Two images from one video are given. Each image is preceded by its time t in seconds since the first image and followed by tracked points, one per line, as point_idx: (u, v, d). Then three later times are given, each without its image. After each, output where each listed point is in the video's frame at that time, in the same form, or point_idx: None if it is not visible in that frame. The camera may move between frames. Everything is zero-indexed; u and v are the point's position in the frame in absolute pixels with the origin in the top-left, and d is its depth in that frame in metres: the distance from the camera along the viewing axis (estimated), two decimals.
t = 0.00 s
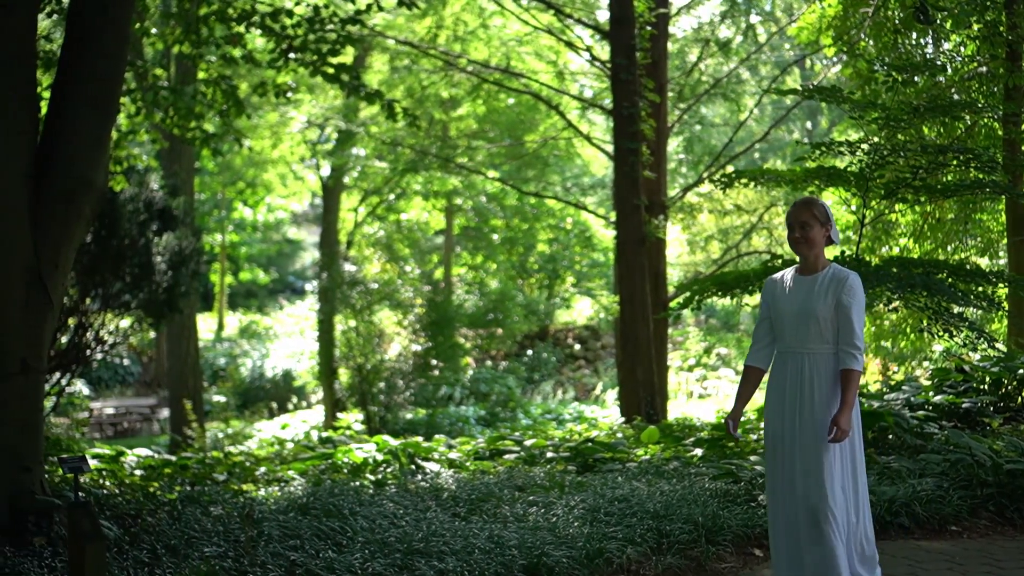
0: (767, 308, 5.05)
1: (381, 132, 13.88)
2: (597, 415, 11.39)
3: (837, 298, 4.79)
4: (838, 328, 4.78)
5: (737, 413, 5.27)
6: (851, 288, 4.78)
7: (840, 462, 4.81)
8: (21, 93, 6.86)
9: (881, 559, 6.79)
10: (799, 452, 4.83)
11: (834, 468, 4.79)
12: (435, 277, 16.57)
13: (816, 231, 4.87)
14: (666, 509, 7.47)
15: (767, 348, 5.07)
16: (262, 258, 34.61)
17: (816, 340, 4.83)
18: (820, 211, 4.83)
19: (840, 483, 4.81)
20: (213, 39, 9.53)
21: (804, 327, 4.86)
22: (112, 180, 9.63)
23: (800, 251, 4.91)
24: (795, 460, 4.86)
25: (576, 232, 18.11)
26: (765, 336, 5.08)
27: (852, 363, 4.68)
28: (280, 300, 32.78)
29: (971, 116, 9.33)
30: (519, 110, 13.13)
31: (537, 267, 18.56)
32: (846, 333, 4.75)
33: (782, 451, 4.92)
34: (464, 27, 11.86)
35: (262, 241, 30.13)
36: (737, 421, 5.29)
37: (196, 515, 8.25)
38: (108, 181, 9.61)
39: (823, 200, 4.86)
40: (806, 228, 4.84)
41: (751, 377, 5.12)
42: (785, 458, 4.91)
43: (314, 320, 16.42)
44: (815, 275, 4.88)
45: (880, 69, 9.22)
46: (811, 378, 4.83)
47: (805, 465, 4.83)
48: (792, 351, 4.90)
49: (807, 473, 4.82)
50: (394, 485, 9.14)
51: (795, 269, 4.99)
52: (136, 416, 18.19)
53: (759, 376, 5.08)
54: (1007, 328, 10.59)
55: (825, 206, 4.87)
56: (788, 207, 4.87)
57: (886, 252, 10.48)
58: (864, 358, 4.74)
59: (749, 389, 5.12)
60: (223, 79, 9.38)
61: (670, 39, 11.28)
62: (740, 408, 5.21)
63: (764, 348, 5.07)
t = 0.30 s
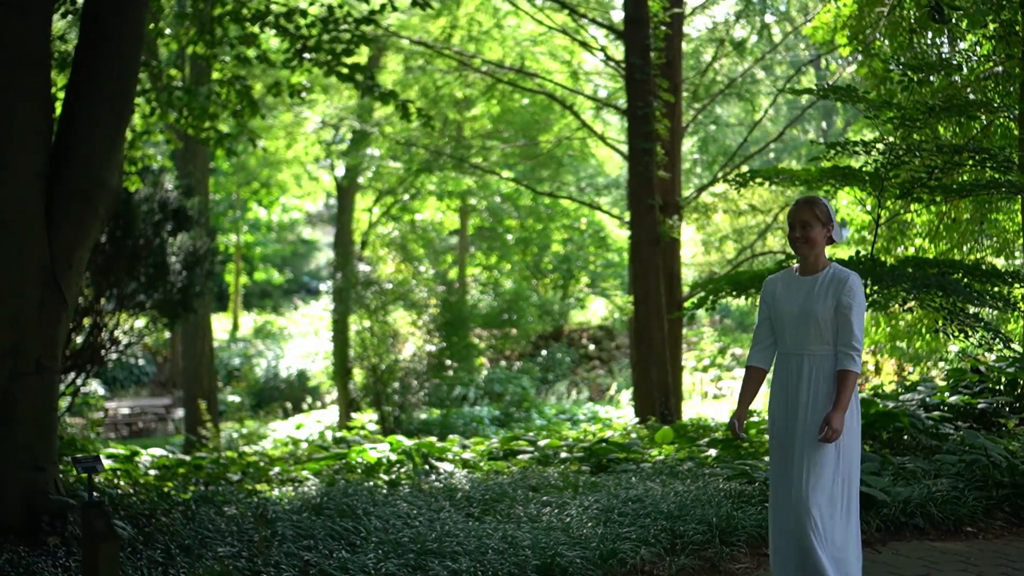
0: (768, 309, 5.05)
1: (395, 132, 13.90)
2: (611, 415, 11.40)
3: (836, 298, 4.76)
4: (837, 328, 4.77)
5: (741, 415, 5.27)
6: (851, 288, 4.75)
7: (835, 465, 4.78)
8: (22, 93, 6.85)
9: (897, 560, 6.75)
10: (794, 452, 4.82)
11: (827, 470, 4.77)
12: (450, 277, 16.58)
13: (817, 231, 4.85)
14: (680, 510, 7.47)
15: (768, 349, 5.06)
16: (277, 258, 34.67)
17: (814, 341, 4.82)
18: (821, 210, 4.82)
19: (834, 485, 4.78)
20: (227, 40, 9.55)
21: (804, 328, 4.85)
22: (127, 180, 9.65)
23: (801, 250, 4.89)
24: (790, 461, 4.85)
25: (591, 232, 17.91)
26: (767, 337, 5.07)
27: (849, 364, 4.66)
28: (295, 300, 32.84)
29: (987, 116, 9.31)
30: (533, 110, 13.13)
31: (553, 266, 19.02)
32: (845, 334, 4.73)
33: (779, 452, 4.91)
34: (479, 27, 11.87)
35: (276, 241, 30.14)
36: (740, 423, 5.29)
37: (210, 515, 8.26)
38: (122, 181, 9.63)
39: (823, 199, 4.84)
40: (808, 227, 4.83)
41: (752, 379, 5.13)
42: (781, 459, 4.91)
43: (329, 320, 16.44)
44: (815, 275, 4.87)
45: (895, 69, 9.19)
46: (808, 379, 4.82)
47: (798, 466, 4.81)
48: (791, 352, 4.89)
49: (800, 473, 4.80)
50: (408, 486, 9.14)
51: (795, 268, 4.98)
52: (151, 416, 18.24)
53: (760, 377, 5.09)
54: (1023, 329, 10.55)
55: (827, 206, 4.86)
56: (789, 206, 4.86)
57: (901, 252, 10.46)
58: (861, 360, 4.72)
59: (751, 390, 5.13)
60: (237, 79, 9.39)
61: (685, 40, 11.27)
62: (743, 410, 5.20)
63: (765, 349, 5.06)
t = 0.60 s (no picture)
0: (769, 311, 5.09)
1: (408, 132, 13.92)
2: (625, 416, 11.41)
3: (836, 302, 4.80)
4: (838, 334, 4.81)
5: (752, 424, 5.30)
6: (851, 292, 4.79)
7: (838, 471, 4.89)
8: (29, 94, 6.84)
9: (912, 561, 6.74)
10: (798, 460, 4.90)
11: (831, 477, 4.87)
12: (464, 277, 16.60)
13: (818, 233, 4.88)
14: (694, 510, 7.47)
15: (770, 354, 5.11)
16: (292, 258, 34.74)
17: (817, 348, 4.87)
18: (822, 212, 4.85)
19: (836, 491, 4.89)
20: (241, 40, 9.57)
21: (805, 333, 4.90)
22: (140, 181, 9.69)
23: (801, 252, 4.93)
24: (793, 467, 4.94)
25: (604, 232, 17.87)
26: (768, 340, 5.12)
27: (850, 372, 4.71)
28: (309, 300, 32.88)
29: (1002, 116, 9.25)
30: (547, 110, 13.13)
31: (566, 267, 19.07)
32: (845, 339, 4.78)
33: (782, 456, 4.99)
34: (492, 28, 11.88)
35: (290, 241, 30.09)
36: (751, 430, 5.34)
37: (224, 515, 8.28)
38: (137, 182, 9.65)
39: (825, 201, 4.87)
40: (809, 229, 4.87)
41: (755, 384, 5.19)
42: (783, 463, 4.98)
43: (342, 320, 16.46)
44: (816, 278, 4.91)
45: (909, 69, 9.18)
46: (812, 386, 4.88)
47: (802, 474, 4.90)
48: (793, 357, 4.95)
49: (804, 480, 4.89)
50: (421, 485, 9.15)
51: (796, 270, 5.01)
52: (165, 416, 18.29)
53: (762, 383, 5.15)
54: None
55: (828, 207, 4.89)
56: (791, 207, 4.90)
57: (916, 252, 10.41)
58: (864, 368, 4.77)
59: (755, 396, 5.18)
60: (251, 80, 9.41)
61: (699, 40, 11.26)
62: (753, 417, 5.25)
63: (767, 353, 5.12)
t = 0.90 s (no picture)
0: (767, 314, 5.07)
1: (422, 132, 13.93)
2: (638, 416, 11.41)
3: (837, 307, 4.79)
4: (839, 339, 4.81)
5: (755, 431, 5.29)
6: (850, 297, 4.77)
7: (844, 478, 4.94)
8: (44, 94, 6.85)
9: (925, 561, 6.72)
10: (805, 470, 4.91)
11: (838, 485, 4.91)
12: (477, 277, 16.62)
13: (819, 235, 4.87)
14: (707, 510, 7.46)
15: (770, 358, 5.10)
16: (305, 258, 34.79)
17: (819, 354, 4.86)
18: (824, 213, 4.84)
19: (841, 498, 4.94)
20: (254, 40, 9.58)
21: (806, 338, 4.88)
22: (153, 180, 9.70)
23: (802, 255, 4.91)
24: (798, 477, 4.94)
25: (619, 232, 17.91)
26: (767, 344, 5.10)
27: (853, 379, 4.71)
28: (323, 299, 32.92)
29: (1017, 115, 9.20)
30: (561, 110, 13.12)
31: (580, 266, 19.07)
32: (846, 345, 4.77)
33: (785, 465, 4.99)
34: (506, 27, 11.85)
35: (304, 242, 30.11)
36: (756, 439, 5.32)
37: (237, 514, 8.29)
38: (149, 181, 9.66)
39: (825, 202, 4.85)
40: (809, 232, 4.86)
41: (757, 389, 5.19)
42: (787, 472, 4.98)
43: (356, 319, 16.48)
44: (815, 281, 4.89)
45: (924, 68, 9.15)
46: (815, 393, 4.87)
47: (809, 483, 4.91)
48: (792, 362, 4.94)
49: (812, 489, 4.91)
50: (434, 485, 9.14)
51: (796, 273, 5.00)
52: (179, 415, 18.32)
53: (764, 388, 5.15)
54: None
55: (830, 209, 4.88)
56: (793, 209, 4.89)
57: (931, 252, 10.37)
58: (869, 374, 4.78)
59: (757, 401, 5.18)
60: (264, 79, 9.41)
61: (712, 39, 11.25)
62: (756, 424, 5.23)
63: (766, 357, 5.12)
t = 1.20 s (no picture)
0: (767, 316, 5.08)
1: (435, 131, 13.93)
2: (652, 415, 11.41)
3: (835, 307, 4.80)
4: (837, 339, 4.81)
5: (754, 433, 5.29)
6: (850, 297, 4.79)
7: (842, 484, 4.90)
8: (61, 96, 6.83)
9: (940, 561, 6.72)
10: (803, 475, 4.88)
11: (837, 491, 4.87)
12: (491, 277, 16.63)
13: (821, 235, 4.89)
14: (720, 510, 7.46)
15: (768, 360, 5.11)
16: (319, 258, 34.86)
17: (817, 355, 4.85)
18: (828, 213, 4.87)
19: (837, 504, 4.90)
20: (267, 40, 9.58)
21: (804, 340, 4.88)
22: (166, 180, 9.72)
23: (805, 254, 4.93)
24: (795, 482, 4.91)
25: (632, 231, 17.90)
26: (767, 345, 5.11)
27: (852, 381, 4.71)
28: (337, 299, 32.96)
29: None
30: (574, 108, 13.12)
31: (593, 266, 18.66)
32: (843, 346, 4.78)
33: (783, 470, 4.96)
34: (519, 27, 11.86)
35: (318, 242, 30.12)
36: (755, 439, 5.32)
37: (250, 514, 8.29)
38: (162, 180, 9.68)
39: (828, 202, 4.88)
40: (812, 231, 4.88)
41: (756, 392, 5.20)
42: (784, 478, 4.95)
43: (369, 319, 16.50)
44: (816, 282, 4.91)
45: (939, 67, 9.10)
46: (813, 395, 4.87)
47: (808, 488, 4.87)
48: (790, 364, 4.94)
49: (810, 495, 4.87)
50: (447, 485, 9.14)
51: (797, 273, 5.02)
52: (193, 415, 18.36)
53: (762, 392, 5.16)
54: None
55: (834, 208, 4.91)
56: (797, 207, 4.93)
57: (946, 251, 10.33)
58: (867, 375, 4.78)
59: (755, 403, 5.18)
60: (277, 79, 9.42)
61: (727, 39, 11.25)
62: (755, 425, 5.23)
63: (765, 360, 5.13)
